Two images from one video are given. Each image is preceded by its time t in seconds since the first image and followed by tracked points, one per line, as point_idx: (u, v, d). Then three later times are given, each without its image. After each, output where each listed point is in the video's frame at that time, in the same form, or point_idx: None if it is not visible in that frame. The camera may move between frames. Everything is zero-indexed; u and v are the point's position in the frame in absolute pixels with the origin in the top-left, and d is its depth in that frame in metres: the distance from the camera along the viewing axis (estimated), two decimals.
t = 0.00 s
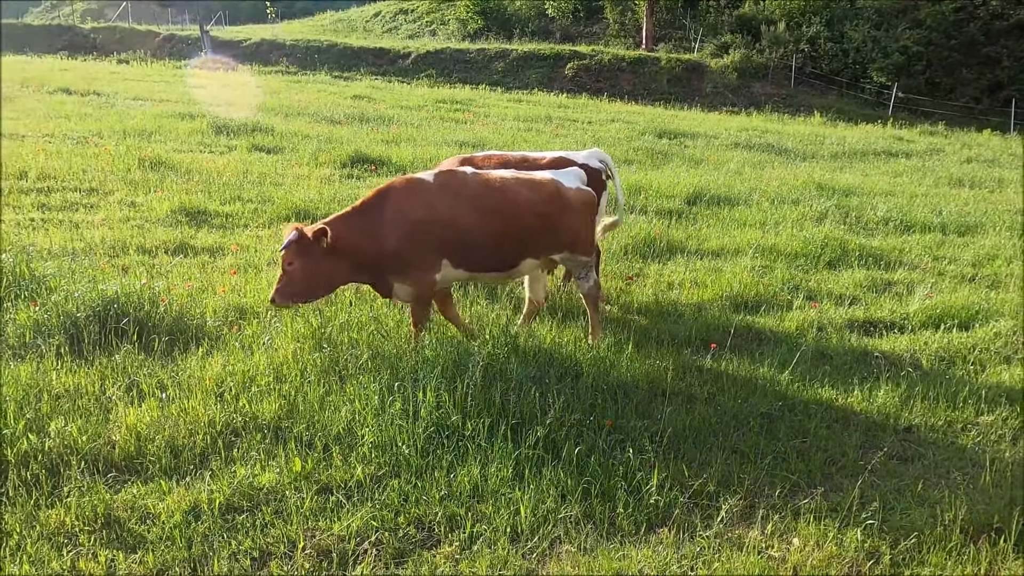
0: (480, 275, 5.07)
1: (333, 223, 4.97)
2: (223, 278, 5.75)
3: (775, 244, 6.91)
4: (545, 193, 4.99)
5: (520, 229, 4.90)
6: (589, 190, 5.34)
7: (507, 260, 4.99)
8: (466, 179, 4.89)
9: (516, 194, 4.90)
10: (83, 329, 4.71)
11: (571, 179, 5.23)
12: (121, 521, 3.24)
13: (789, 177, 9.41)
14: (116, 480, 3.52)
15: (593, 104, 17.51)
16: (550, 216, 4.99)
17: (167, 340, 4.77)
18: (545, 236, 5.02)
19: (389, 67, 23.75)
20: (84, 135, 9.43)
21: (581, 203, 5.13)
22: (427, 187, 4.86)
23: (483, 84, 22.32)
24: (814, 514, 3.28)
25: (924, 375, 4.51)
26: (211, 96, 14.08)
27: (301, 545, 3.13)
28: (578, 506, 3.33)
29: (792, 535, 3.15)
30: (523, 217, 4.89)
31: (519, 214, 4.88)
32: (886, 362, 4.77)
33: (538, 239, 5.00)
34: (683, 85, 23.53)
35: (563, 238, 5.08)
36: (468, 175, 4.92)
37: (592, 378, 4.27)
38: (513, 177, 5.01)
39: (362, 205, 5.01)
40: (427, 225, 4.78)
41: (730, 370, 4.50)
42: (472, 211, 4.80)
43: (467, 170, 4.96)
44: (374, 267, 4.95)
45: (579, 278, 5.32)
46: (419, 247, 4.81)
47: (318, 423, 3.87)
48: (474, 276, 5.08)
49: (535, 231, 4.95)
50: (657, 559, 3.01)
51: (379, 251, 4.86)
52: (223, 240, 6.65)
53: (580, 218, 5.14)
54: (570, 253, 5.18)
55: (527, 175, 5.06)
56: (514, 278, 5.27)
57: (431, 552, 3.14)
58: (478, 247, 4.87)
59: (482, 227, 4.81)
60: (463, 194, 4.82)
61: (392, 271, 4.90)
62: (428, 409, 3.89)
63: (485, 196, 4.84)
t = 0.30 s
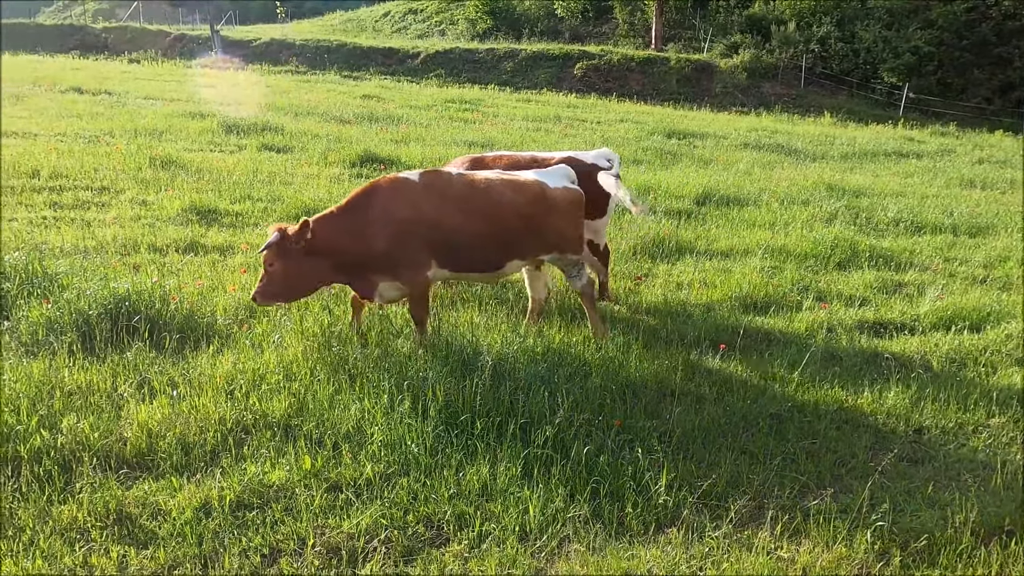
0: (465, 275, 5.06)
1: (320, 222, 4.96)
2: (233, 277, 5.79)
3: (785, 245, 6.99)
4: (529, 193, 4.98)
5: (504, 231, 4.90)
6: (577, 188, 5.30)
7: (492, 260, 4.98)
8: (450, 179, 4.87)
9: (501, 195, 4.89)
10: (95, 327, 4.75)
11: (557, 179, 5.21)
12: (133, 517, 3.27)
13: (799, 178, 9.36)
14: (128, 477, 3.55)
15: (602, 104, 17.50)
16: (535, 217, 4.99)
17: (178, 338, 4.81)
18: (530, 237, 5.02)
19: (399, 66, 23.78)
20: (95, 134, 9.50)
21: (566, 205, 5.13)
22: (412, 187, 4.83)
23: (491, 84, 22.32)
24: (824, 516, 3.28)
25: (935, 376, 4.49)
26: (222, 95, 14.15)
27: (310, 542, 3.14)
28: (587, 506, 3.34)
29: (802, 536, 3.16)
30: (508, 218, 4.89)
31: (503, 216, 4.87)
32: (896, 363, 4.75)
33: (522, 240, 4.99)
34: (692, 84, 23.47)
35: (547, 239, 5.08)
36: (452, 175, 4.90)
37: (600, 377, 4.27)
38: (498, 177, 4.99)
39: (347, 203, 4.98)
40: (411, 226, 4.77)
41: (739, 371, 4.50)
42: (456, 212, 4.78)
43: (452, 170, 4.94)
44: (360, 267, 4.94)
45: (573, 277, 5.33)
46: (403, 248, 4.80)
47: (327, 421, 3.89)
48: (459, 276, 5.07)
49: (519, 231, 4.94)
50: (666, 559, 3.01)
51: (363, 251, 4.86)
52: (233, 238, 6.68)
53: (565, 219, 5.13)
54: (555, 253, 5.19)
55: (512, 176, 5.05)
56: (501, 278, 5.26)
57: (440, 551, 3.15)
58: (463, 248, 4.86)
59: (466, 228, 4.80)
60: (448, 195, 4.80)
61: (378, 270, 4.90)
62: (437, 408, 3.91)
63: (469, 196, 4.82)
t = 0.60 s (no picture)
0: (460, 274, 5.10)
1: (314, 225, 5.04)
2: (252, 276, 5.86)
3: (803, 247, 6.92)
4: (520, 191, 5.01)
5: (496, 229, 4.93)
6: (568, 185, 5.32)
7: (485, 259, 5.02)
8: (440, 179, 4.90)
9: (491, 193, 4.91)
10: (116, 325, 4.83)
11: (549, 176, 5.23)
12: (154, 513, 3.32)
13: (818, 178, 9.28)
14: (149, 473, 3.61)
15: (619, 104, 17.47)
16: (526, 215, 5.01)
17: (198, 337, 4.87)
18: (522, 235, 5.05)
19: (415, 67, 23.86)
20: (117, 135, 9.64)
21: (557, 202, 5.16)
22: (403, 188, 4.86)
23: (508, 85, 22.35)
24: (843, 519, 3.26)
25: (956, 379, 4.45)
26: (241, 97, 14.31)
27: (328, 540, 3.17)
28: (603, 506, 3.35)
29: (820, 540, 3.14)
30: (499, 216, 4.91)
31: (494, 214, 4.90)
32: (916, 366, 4.71)
33: (514, 238, 5.03)
34: (709, 84, 23.33)
35: (539, 236, 5.12)
36: (443, 175, 4.93)
37: (617, 378, 4.27)
38: (488, 176, 5.00)
39: (339, 206, 5.05)
40: (403, 227, 4.80)
41: (757, 372, 4.48)
42: (447, 212, 4.81)
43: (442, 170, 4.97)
44: (354, 268, 5.00)
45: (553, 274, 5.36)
46: (396, 249, 4.84)
47: (345, 420, 3.93)
48: (453, 274, 5.11)
49: (510, 229, 4.98)
50: (683, 560, 3.01)
51: (356, 252, 4.92)
52: (252, 238, 6.75)
53: (557, 216, 5.16)
54: (548, 251, 5.24)
55: (502, 174, 5.07)
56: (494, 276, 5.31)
57: (456, 550, 3.17)
58: (455, 247, 4.89)
59: (457, 227, 4.82)
60: (439, 195, 4.83)
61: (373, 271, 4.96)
62: (454, 408, 3.93)
63: (459, 195, 4.84)
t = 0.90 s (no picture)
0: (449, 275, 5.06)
1: (302, 224, 4.99)
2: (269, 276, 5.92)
3: (821, 247, 6.88)
4: (509, 191, 5.01)
5: (485, 228, 4.91)
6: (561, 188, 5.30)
7: (475, 258, 4.98)
8: (430, 177, 4.92)
9: (480, 193, 4.92)
10: (136, 324, 4.90)
11: (540, 179, 5.22)
12: (173, 510, 3.36)
13: (836, 178, 9.21)
14: (169, 471, 3.66)
15: (634, 104, 17.42)
16: (516, 215, 5.00)
17: (216, 336, 4.93)
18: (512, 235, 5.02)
19: (430, 68, 23.90)
20: (136, 136, 9.75)
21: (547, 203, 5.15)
22: (393, 186, 4.88)
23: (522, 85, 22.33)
24: (861, 520, 3.25)
25: (976, 381, 4.41)
26: (257, 98, 14.45)
27: (345, 538, 3.20)
28: (620, 506, 3.35)
29: (838, 542, 3.13)
30: (489, 216, 4.91)
31: (483, 213, 4.89)
32: (935, 368, 4.67)
33: (503, 238, 5.00)
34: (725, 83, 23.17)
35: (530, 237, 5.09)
36: (433, 175, 4.95)
37: (632, 379, 4.28)
38: (478, 176, 5.02)
39: (328, 205, 5.01)
40: (392, 225, 4.78)
41: (774, 372, 4.46)
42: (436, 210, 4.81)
43: (432, 169, 4.99)
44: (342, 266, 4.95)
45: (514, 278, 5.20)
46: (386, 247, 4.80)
47: (362, 419, 3.96)
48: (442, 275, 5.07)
49: (500, 228, 4.96)
50: (700, 561, 3.01)
51: (346, 252, 4.87)
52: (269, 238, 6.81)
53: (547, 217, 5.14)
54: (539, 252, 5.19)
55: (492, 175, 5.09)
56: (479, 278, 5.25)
57: (473, 549, 3.19)
58: (445, 246, 4.87)
59: (446, 226, 4.81)
60: (429, 193, 4.84)
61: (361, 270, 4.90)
62: (469, 408, 3.95)
63: (449, 194, 4.85)
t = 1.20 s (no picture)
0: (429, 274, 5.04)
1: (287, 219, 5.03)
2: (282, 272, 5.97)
3: (835, 245, 6.84)
4: (496, 192, 4.92)
5: (465, 230, 4.85)
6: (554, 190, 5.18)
7: (455, 259, 4.95)
8: (414, 176, 4.89)
9: (464, 194, 4.85)
10: (152, 320, 4.95)
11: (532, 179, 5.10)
12: (189, 504, 3.40)
13: (851, 175, 9.15)
14: (185, 465, 3.70)
15: (646, 101, 17.36)
16: (498, 217, 4.92)
17: (231, 332, 4.98)
18: (494, 237, 4.95)
19: (442, 65, 23.91)
20: (151, 133, 9.83)
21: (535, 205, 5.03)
22: (376, 184, 4.86)
23: (534, 82, 22.30)
24: (875, 519, 3.24)
25: (992, 381, 4.38)
26: (271, 95, 14.53)
27: (359, 533, 3.23)
28: (632, 504, 3.35)
29: (852, 541, 3.12)
30: (470, 217, 4.84)
31: (464, 215, 4.83)
32: (951, 367, 4.64)
33: (485, 240, 4.94)
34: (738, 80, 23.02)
35: (514, 239, 5.01)
36: (418, 173, 4.91)
37: (644, 376, 4.28)
38: (464, 176, 4.95)
39: (313, 200, 5.03)
40: (370, 224, 4.78)
41: (788, 370, 4.45)
42: (414, 210, 4.78)
43: (419, 167, 4.95)
44: (322, 261, 4.98)
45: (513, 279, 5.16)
46: (362, 246, 4.82)
47: (376, 415, 3.98)
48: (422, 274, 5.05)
49: (482, 230, 4.90)
50: (713, 559, 3.01)
51: (322, 247, 4.91)
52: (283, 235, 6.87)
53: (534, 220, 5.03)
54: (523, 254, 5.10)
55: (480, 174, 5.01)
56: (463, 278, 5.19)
57: (485, 545, 3.21)
58: (423, 246, 4.84)
59: (424, 226, 4.78)
60: (410, 193, 4.81)
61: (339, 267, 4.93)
62: (482, 404, 3.96)
63: (430, 194, 4.81)
